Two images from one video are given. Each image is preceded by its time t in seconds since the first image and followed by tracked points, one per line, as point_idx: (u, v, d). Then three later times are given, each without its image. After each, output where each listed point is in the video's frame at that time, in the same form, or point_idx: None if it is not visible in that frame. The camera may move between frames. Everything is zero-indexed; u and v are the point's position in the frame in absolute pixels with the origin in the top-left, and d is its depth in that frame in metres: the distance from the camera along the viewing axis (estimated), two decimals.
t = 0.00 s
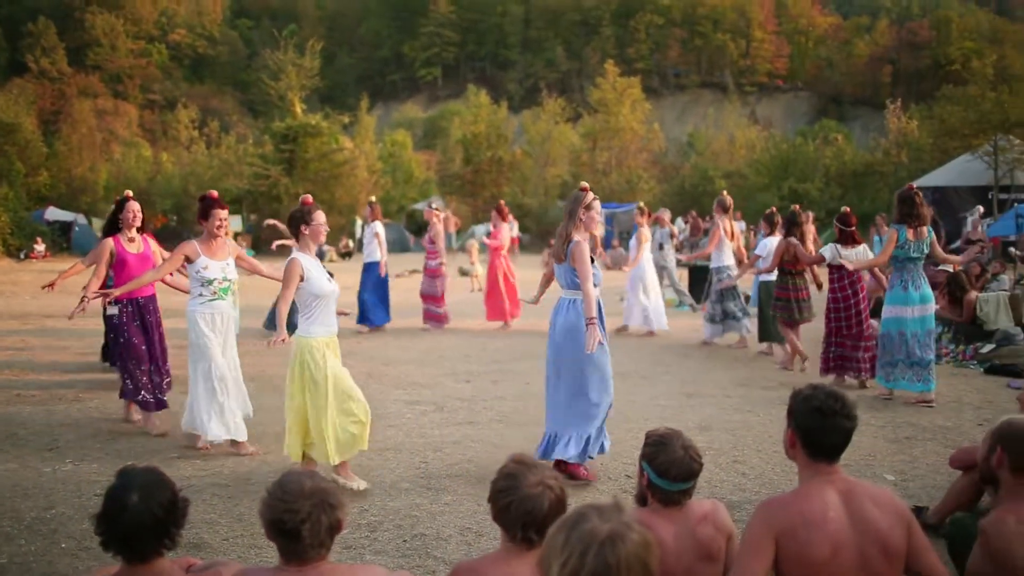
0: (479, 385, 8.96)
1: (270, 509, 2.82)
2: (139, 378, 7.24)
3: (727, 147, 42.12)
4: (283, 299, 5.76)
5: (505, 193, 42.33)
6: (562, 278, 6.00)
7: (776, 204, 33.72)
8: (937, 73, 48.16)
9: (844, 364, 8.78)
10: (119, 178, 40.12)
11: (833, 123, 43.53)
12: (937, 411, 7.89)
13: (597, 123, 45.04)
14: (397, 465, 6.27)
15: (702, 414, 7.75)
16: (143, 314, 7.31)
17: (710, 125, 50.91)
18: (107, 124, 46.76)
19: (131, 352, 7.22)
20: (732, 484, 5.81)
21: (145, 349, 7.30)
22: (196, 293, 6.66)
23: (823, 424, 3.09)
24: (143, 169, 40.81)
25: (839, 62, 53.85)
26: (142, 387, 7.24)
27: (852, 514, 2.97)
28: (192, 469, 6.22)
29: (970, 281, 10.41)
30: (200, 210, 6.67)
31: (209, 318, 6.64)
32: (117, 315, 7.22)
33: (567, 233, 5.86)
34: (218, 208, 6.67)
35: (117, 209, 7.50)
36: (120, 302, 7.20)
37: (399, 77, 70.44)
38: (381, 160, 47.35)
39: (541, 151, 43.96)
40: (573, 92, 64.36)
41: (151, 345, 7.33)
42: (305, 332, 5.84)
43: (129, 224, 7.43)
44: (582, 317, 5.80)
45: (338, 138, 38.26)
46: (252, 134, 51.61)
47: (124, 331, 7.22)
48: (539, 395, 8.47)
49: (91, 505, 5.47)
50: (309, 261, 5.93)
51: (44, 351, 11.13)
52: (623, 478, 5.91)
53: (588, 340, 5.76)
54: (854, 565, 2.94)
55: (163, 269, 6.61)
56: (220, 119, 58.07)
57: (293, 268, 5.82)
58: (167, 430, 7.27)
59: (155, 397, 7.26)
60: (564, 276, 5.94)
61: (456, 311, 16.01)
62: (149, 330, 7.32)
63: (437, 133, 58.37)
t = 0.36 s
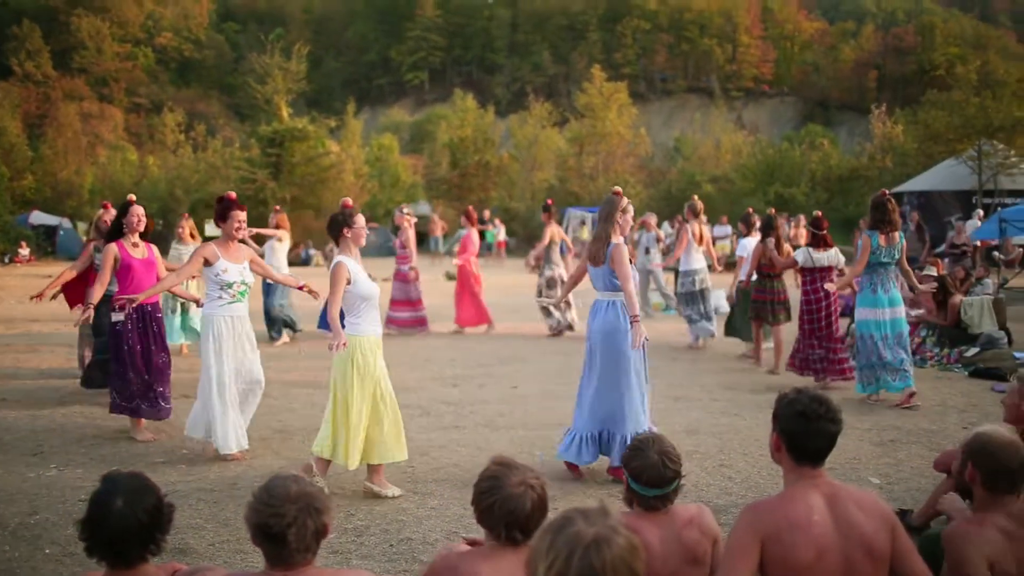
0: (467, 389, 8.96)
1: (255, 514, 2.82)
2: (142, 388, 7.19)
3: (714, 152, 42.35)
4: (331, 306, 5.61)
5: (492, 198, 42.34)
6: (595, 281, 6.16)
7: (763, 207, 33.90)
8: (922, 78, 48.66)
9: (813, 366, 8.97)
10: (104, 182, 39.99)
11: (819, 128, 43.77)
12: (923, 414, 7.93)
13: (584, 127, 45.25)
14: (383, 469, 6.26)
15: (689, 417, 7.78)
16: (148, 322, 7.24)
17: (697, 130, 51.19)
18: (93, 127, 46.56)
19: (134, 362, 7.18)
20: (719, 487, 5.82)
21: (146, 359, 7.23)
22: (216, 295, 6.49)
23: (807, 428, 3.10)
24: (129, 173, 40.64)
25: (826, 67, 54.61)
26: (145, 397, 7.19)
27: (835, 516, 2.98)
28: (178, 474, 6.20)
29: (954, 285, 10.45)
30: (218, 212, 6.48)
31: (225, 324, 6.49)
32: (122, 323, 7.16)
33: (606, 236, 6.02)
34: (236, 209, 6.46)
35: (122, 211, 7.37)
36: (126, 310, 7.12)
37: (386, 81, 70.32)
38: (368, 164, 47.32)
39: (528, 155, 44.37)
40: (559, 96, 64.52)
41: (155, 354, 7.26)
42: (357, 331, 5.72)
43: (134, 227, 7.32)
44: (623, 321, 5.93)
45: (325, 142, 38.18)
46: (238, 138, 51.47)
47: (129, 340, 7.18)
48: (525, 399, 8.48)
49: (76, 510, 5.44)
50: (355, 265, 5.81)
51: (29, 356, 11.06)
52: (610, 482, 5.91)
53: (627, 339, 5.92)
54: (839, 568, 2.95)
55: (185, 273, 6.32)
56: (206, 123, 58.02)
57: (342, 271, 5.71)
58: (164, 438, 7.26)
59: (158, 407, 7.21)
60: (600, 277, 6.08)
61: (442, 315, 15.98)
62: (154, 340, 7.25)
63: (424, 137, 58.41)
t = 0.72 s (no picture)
0: (455, 394, 8.95)
1: (244, 517, 2.81)
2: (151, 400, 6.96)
3: (702, 157, 42.60)
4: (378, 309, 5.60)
5: (481, 202, 42.31)
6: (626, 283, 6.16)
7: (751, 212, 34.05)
8: (909, 84, 48.95)
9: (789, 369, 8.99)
10: (92, 184, 39.75)
11: (807, 134, 43.96)
12: (909, 418, 7.96)
13: (573, 131, 45.37)
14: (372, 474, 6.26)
15: (677, 422, 7.80)
16: (158, 333, 6.98)
17: (686, 135, 51.37)
18: (80, 130, 46.25)
19: (140, 374, 6.95)
20: (706, 491, 5.84)
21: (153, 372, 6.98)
22: (241, 297, 6.43)
23: (799, 431, 3.12)
24: (116, 175, 40.45)
25: (813, 73, 54.77)
26: (156, 410, 6.93)
27: (825, 523, 3.00)
28: (165, 478, 6.18)
29: (941, 290, 10.56)
30: (242, 212, 6.42)
31: (250, 327, 6.40)
32: (131, 331, 6.95)
33: (644, 239, 6.03)
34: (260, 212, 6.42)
35: (134, 217, 7.06)
36: (135, 318, 6.94)
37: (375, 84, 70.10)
38: (357, 167, 47.24)
39: (517, 159, 44.34)
40: (549, 101, 64.56)
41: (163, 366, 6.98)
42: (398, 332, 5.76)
43: (147, 234, 7.04)
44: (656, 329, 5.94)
45: (314, 145, 38.05)
46: (227, 141, 51.23)
47: (138, 349, 6.95)
48: (514, 403, 8.48)
49: (62, 515, 5.42)
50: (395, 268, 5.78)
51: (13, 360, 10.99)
52: (599, 486, 5.91)
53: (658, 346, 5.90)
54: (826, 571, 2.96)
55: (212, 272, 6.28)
56: (195, 126, 57.81)
57: (384, 274, 5.65)
58: (149, 442, 7.24)
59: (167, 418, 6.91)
60: (633, 279, 6.07)
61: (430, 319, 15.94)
62: (163, 350, 6.98)
63: (413, 141, 58.39)
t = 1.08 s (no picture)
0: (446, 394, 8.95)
1: (233, 517, 2.80)
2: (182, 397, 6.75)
3: (693, 158, 42.78)
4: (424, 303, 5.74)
5: (473, 202, 42.33)
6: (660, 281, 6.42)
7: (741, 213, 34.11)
8: (899, 85, 49.14)
9: (769, 366, 9.11)
10: (82, 185, 39.63)
11: (799, 135, 44.09)
12: (899, 418, 7.99)
13: (564, 132, 45.42)
14: (362, 474, 6.25)
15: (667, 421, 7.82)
16: (185, 331, 6.80)
17: (677, 136, 51.46)
18: (70, 129, 46.01)
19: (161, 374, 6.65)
20: (698, 491, 5.85)
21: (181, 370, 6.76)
22: (268, 293, 6.44)
23: (791, 433, 3.12)
24: (107, 175, 40.31)
25: (804, 74, 54.98)
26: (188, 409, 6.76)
27: (816, 524, 3.00)
28: (155, 479, 6.16)
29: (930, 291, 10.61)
30: (267, 208, 6.46)
31: (283, 320, 6.43)
32: (158, 330, 6.67)
33: (679, 238, 6.23)
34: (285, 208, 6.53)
35: (150, 215, 6.85)
36: (163, 317, 6.67)
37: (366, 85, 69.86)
38: (348, 167, 47.24)
39: (509, 159, 44.27)
40: (540, 101, 64.46)
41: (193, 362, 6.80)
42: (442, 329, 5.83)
43: (165, 232, 6.85)
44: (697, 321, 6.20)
45: (305, 145, 37.91)
46: (217, 141, 51.02)
47: (168, 347, 6.69)
48: (505, 404, 8.48)
49: (52, 516, 5.40)
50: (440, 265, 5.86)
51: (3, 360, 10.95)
52: (589, 486, 5.92)
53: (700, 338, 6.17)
54: (819, 570, 2.96)
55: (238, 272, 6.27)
56: (186, 126, 57.69)
57: (428, 270, 5.75)
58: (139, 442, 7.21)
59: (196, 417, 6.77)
60: (668, 278, 6.32)
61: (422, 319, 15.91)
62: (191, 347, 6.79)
63: (404, 141, 58.32)
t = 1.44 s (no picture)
0: (443, 393, 8.94)
1: (230, 517, 2.80)
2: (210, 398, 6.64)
3: (689, 156, 42.82)
4: (478, 299, 5.74)
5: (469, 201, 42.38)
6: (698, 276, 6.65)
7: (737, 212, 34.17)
8: (894, 84, 49.13)
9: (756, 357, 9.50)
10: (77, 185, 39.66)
11: (795, 133, 44.20)
12: (896, 415, 8.00)
13: (560, 131, 45.41)
14: (358, 473, 6.24)
15: (663, 419, 7.83)
16: (209, 334, 6.69)
17: (673, 134, 51.58)
18: (66, 129, 46.00)
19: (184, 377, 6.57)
20: (695, 489, 5.85)
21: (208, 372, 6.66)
22: (306, 292, 6.39)
23: (780, 431, 3.15)
24: (102, 175, 40.37)
25: (799, 72, 55.03)
26: (214, 412, 6.62)
27: (811, 524, 3.00)
28: (152, 478, 6.16)
29: (926, 289, 10.62)
30: (298, 208, 6.44)
31: (315, 322, 6.39)
32: (185, 334, 6.55)
33: (724, 234, 6.52)
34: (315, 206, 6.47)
35: (172, 217, 6.67)
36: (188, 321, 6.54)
37: (362, 84, 69.80)
38: (344, 167, 47.23)
39: (505, 158, 44.38)
40: (536, 100, 64.46)
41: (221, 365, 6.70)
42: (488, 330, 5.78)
43: (187, 233, 6.67)
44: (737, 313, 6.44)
45: (301, 145, 37.86)
46: (213, 140, 51.04)
47: (195, 352, 6.59)
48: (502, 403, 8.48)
49: (50, 516, 5.39)
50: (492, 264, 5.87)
51: None
52: (586, 485, 5.91)
53: (740, 331, 6.40)
54: (814, 569, 2.96)
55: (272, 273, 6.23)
56: (182, 126, 57.70)
57: (481, 270, 5.76)
58: (137, 442, 7.20)
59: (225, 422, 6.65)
60: (711, 274, 6.54)
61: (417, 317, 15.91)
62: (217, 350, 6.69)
63: (400, 140, 58.32)
